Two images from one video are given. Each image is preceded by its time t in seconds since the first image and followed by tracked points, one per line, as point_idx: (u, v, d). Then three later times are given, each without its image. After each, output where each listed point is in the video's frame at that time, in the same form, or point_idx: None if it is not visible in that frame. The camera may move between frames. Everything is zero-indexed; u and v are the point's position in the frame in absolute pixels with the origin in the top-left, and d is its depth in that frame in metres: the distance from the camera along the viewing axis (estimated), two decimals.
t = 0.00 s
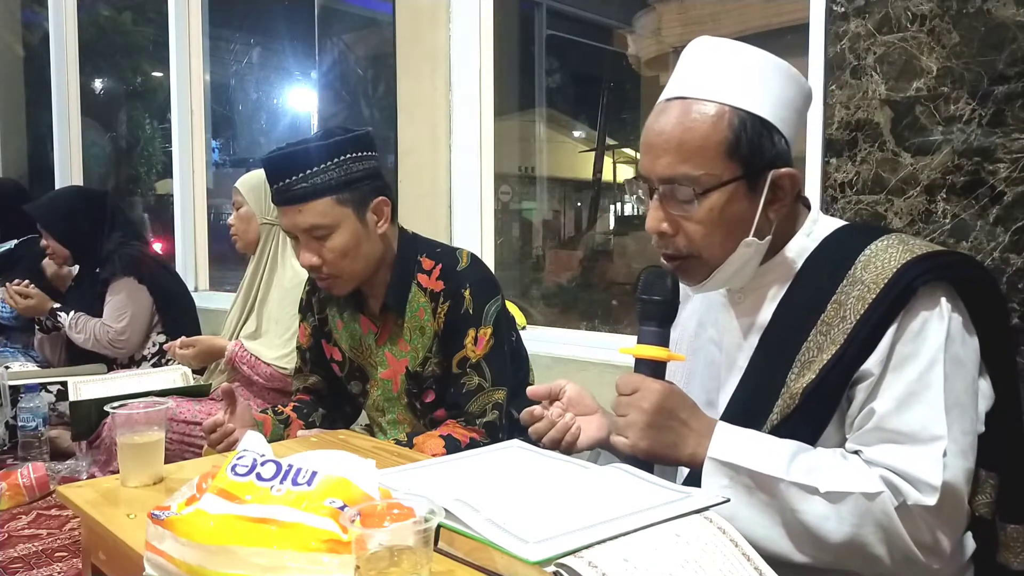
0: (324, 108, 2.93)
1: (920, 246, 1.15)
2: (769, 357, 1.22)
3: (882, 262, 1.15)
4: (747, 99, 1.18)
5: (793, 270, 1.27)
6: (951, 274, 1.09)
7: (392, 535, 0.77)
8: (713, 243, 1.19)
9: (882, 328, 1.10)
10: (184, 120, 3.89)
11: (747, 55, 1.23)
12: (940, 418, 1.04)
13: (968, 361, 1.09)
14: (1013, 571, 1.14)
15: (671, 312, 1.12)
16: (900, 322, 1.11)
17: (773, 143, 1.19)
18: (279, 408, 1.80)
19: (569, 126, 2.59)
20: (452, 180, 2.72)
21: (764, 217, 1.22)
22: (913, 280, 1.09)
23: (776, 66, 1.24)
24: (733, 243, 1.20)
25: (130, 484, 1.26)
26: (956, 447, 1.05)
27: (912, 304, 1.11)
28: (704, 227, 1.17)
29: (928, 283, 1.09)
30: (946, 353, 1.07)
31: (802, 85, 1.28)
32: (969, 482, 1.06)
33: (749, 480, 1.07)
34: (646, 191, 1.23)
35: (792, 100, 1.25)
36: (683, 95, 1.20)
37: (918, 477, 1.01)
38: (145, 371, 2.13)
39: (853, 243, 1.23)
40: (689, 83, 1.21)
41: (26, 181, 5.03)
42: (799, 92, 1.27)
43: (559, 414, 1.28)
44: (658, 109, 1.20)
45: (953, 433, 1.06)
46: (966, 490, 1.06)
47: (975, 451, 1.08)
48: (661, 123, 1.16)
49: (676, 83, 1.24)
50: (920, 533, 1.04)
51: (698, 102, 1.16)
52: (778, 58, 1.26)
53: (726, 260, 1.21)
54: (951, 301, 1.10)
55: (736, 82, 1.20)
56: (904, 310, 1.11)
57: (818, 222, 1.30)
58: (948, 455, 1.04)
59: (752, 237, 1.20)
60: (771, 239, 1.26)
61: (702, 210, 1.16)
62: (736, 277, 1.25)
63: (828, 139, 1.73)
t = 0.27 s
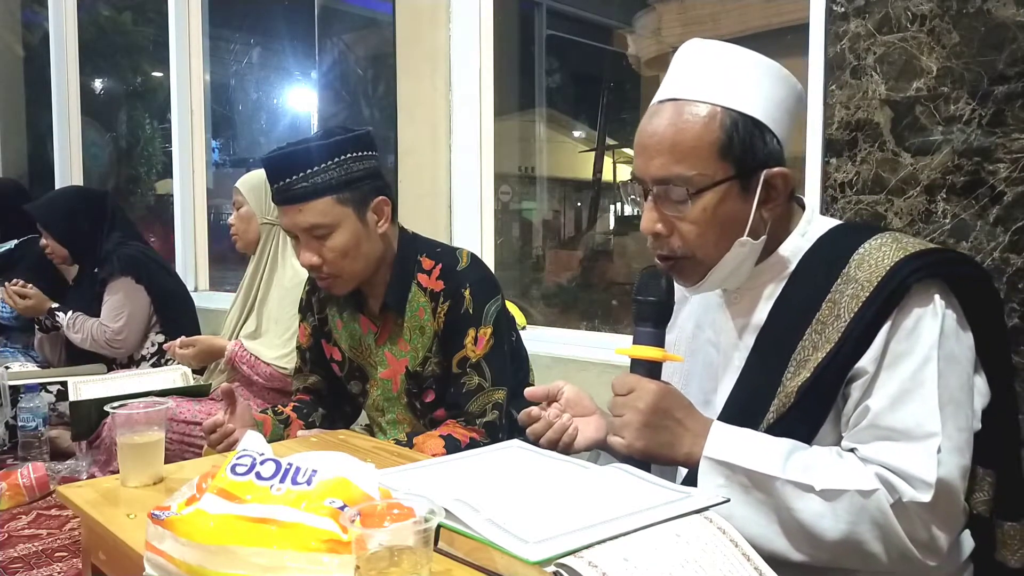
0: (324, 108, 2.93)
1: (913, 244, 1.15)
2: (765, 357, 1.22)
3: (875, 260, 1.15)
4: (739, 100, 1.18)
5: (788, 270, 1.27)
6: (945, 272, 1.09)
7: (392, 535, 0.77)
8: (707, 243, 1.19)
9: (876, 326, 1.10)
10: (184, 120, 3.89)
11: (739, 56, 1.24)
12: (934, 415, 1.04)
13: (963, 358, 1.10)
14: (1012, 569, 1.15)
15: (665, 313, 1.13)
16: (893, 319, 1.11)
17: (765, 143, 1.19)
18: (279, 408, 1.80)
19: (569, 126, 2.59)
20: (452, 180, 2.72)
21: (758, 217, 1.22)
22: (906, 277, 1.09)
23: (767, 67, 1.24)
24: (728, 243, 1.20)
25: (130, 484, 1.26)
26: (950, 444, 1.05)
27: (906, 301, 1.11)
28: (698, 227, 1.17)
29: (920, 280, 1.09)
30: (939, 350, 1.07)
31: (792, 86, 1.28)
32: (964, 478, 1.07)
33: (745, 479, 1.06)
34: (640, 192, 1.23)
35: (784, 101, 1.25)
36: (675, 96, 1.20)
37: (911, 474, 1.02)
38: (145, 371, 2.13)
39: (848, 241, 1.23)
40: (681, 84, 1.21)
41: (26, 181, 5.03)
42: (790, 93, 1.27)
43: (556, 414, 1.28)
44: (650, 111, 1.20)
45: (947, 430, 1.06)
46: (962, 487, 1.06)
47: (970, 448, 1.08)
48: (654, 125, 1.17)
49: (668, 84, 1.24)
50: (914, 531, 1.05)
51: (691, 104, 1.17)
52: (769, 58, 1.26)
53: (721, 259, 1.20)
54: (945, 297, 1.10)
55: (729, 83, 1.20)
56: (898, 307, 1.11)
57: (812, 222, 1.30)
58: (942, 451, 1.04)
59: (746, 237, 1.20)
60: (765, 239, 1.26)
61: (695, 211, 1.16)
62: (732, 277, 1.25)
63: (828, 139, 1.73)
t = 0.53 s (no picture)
0: (324, 108, 2.93)
1: (912, 244, 1.16)
2: (765, 357, 1.22)
3: (874, 260, 1.15)
4: (738, 100, 1.18)
5: (786, 270, 1.27)
6: (943, 271, 1.09)
7: (392, 535, 0.77)
8: (706, 242, 1.19)
9: (874, 326, 1.10)
10: (184, 120, 3.89)
11: (738, 57, 1.23)
12: (933, 415, 1.04)
13: (961, 357, 1.10)
14: (1012, 569, 1.15)
15: (666, 313, 1.12)
16: (892, 319, 1.11)
17: (764, 143, 1.19)
18: (279, 408, 1.80)
19: (569, 126, 2.59)
20: (452, 180, 2.72)
21: (757, 216, 1.22)
22: (905, 277, 1.09)
23: (765, 67, 1.24)
24: (726, 242, 1.20)
25: (129, 484, 1.26)
26: (948, 443, 1.05)
27: (905, 301, 1.11)
28: (697, 227, 1.17)
29: (919, 280, 1.09)
30: (938, 350, 1.07)
31: (791, 86, 1.27)
32: (963, 478, 1.07)
33: (744, 479, 1.06)
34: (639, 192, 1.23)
35: (783, 100, 1.25)
36: (673, 96, 1.20)
37: (909, 472, 1.02)
38: (145, 371, 2.13)
39: (847, 241, 1.23)
40: (680, 84, 1.21)
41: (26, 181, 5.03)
42: (789, 92, 1.27)
43: (555, 414, 1.28)
44: (649, 111, 1.20)
45: (946, 429, 1.06)
46: (960, 486, 1.06)
47: (969, 448, 1.08)
48: (652, 125, 1.17)
49: (668, 84, 1.24)
50: (914, 530, 1.05)
51: (689, 104, 1.17)
52: (768, 58, 1.26)
53: (720, 259, 1.20)
54: (943, 297, 1.11)
55: (728, 83, 1.20)
56: (897, 306, 1.11)
57: (812, 222, 1.30)
58: (941, 451, 1.04)
59: (745, 236, 1.20)
60: (764, 238, 1.26)
61: (694, 210, 1.16)
62: (731, 277, 1.25)
63: (828, 139, 1.73)
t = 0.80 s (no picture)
0: (324, 108, 2.93)
1: (916, 245, 1.16)
2: (767, 357, 1.22)
3: (878, 261, 1.15)
4: (742, 99, 1.18)
5: (789, 271, 1.27)
6: (947, 273, 1.09)
7: (392, 535, 0.77)
8: (709, 242, 1.19)
9: (878, 328, 1.10)
10: (184, 120, 3.89)
11: (742, 56, 1.23)
12: (936, 417, 1.04)
13: (965, 359, 1.10)
14: (1013, 570, 1.15)
15: (668, 313, 1.13)
16: (896, 322, 1.11)
17: (768, 143, 1.19)
18: (279, 409, 1.80)
19: (569, 126, 2.59)
20: (452, 179, 2.72)
21: (760, 217, 1.22)
22: (909, 279, 1.09)
23: (769, 67, 1.24)
24: (730, 243, 1.20)
25: (129, 484, 1.26)
26: (953, 446, 1.05)
27: (909, 303, 1.11)
28: (701, 227, 1.17)
29: (924, 281, 1.09)
30: (942, 352, 1.07)
31: (795, 85, 1.27)
32: (966, 480, 1.07)
33: (747, 480, 1.06)
34: (643, 192, 1.23)
35: (787, 100, 1.25)
36: (677, 95, 1.20)
37: (913, 475, 1.02)
38: (145, 371, 2.13)
39: (850, 242, 1.23)
40: (684, 83, 1.21)
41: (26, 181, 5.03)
42: (793, 92, 1.27)
43: (557, 414, 1.28)
44: (653, 110, 1.20)
45: (950, 432, 1.05)
46: (963, 488, 1.06)
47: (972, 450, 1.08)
48: (656, 125, 1.17)
49: (672, 83, 1.24)
50: (917, 532, 1.05)
51: (694, 103, 1.17)
52: (772, 58, 1.26)
53: (723, 259, 1.20)
54: (947, 299, 1.11)
55: (732, 83, 1.20)
56: (901, 308, 1.11)
57: (815, 222, 1.30)
58: (945, 453, 1.04)
59: (748, 237, 1.20)
60: (767, 240, 1.26)
61: (698, 210, 1.16)
62: (734, 277, 1.25)
63: (828, 139, 1.73)
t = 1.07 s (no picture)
0: (324, 108, 2.93)
1: (920, 246, 1.16)
2: (770, 357, 1.22)
3: (883, 263, 1.15)
4: (748, 99, 1.18)
5: (794, 272, 1.27)
6: (952, 276, 1.09)
7: (392, 535, 0.77)
8: (714, 242, 1.19)
9: (882, 329, 1.10)
10: (184, 120, 3.89)
11: (748, 55, 1.23)
12: (941, 419, 1.04)
13: (969, 362, 1.10)
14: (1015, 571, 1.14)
15: (671, 312, 1.14)
16: (900, 324, 1.11)
17: (775, 143, 1.19)
18: (279, 408, 1.80)
19: (569, 126, 2.59)
20: (452, 179, 2.72)
21: (765, 217, 1.22)
22: (913, 281, 1.09)
23: (775, 66, 1.24)
24: (735, 243, 1.20)
25: (129, 483, 1.26)
26: (957, 449, 1.04)
27: (913, 305, 1.11)
28: (706, 227, 1.17)
29: (928, 284, 1.09)
30: (947, 354, 1.07)
31: (801, 84, 1.27)
32: (970, 482, 1.07)
33: (750, 481, 1.06)
34: (647, 191, 1.23)
35: (793, 100, 1.25)
36: (684, 95, 1.20)
37: (918, 478, 1.02)
38: (145, 371, 2.13)
39: (854, 244, 1.23)
40: (690, 82, 1.21)
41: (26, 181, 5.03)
42: (799, 91, 1.27)
43: (558, 414, 1.28)
44: (659, 109, 1.20)
45: (954, 434, 1.05)
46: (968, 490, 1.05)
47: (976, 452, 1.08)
48: (662, 124, 1.17)
49: (677, 83, 1.24)
50: (920, 534, 1.05)
51: (699, 102, 1.17)
52: (778, 57, 1.26)
53: (727, 259, 1.20)
54: (952, 301, 1.11)
55: (737, 82, 1.20)
56: (905, 310, 1.11)
57: (819, 222, 1.30)
58: (950, 456, 1.04)
59: (753, 237, 1.20)
60: (772, 240, 1.26)
61: (703, 210, 1.16)
62: (738, 277, 1.25)
63: (828, 139, 1.73)
